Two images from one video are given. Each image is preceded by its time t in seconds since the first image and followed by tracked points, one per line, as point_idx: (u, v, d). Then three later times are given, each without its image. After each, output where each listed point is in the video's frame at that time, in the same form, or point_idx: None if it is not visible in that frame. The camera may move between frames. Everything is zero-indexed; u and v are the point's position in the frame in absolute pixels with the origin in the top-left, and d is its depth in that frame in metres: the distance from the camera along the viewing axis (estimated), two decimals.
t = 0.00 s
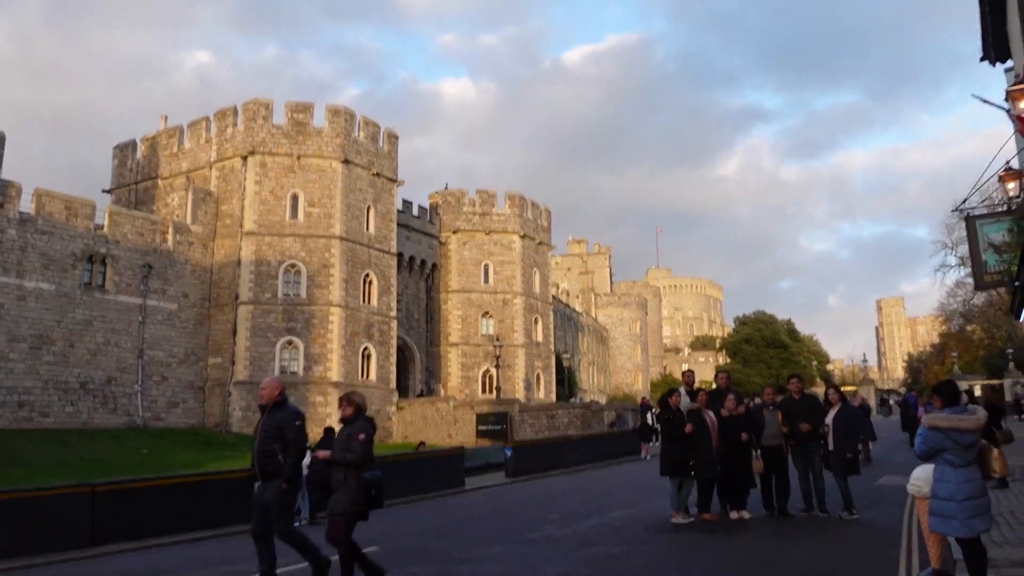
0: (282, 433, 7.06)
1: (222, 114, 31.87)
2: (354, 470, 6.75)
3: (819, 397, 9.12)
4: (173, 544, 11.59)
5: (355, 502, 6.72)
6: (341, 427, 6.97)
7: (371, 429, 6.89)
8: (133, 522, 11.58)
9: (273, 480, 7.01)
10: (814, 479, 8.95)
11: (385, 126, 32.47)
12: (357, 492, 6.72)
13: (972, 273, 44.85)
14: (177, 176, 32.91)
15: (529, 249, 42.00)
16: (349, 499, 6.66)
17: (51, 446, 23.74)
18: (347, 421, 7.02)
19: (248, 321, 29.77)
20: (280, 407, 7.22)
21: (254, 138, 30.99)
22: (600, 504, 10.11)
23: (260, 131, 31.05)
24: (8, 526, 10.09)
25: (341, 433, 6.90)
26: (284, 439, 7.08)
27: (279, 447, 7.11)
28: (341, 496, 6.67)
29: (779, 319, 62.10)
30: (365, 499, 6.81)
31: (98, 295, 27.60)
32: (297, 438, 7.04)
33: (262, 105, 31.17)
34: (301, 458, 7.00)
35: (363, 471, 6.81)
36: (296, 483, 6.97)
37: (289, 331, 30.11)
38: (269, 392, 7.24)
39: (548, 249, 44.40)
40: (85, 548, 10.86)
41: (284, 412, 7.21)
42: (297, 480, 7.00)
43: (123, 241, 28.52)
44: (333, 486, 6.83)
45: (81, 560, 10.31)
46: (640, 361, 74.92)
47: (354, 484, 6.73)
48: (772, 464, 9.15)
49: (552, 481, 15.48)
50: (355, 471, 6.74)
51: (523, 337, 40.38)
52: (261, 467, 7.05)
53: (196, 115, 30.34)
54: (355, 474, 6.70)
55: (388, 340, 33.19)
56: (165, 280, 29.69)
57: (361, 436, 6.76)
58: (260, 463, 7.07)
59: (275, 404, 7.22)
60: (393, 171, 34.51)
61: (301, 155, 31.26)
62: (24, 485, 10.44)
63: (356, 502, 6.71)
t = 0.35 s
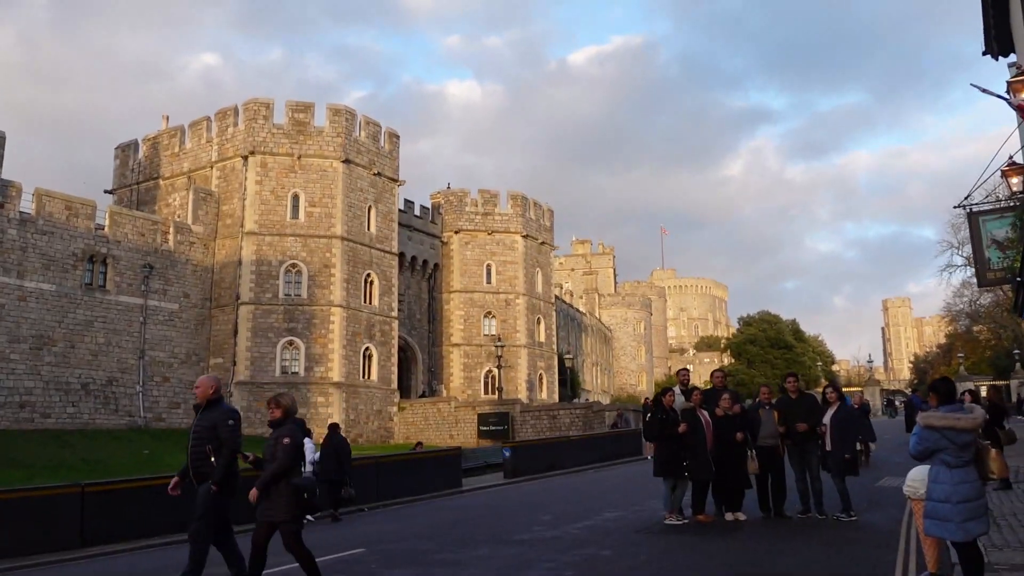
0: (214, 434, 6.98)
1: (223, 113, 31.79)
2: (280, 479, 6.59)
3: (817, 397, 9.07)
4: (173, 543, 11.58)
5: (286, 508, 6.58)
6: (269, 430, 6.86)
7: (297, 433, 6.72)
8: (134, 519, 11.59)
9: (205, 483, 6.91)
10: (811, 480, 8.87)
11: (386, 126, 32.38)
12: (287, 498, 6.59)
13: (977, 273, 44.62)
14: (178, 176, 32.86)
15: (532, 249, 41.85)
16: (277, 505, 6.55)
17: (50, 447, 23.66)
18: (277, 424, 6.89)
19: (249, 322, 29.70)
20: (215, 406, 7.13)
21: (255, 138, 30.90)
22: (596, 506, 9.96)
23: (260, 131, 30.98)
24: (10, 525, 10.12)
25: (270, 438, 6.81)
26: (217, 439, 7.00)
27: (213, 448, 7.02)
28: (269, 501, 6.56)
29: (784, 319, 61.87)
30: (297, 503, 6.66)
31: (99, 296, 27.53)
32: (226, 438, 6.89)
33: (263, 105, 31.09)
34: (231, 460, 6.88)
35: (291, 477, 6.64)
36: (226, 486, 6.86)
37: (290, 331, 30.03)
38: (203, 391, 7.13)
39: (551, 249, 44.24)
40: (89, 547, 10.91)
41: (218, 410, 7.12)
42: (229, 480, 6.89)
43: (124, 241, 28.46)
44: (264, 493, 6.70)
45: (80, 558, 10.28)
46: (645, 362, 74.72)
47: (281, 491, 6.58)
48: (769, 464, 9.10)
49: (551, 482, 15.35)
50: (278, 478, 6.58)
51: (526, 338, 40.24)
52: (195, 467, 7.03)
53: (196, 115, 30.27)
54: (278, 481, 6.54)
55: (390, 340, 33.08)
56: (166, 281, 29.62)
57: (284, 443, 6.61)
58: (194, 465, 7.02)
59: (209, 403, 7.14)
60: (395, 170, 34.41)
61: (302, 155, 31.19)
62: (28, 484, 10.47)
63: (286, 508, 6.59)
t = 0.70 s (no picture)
0: (197, 445, 6.69)
1: (284, 121, 32.37)
2: (267, 494, 6.56)
3: (881, 403, 8.85)
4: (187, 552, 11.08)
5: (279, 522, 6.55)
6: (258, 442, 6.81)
7: (283, 447, 6.66)
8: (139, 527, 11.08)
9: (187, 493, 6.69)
10: (877, 489, 8.57)
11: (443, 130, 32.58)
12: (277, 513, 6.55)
13: None
14: (242, 184, 33.55)
15: (591, 251, 41.62)
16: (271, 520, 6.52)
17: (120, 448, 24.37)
18: (265, 434, 6.84)
19: (311, 326, 30.13)
20: (203, 413, 6.86)
21: (315, 145, 31.40)
22: (652, 513, 9.73)
23: (320, 138, 31.46)
24: (6, 535, 9.83)
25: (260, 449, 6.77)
26: (199, 450, 6.71)
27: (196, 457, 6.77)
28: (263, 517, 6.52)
29: (852, 321, 60.33)
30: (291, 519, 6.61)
31: (167, 301, 28.23)
32: (208, 451, 6.62)
33: (323, 112, 31.58)
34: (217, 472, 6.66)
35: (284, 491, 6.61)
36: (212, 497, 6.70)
37: (351, 335, 30.38)
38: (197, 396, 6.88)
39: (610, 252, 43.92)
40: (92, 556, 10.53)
41: (207, 418, 6.86)
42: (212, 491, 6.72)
43: (190, 248, 29.15)
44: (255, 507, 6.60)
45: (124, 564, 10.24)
46: (708, 365, 73.60)
47: (277, 505, 6.56)
48: (830, 473, 8.99)
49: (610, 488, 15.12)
50: (270, 492, 6.56)
51: (586, 341, 39.98)
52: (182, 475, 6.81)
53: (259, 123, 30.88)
54: (266, 498, 6.51)
55: (449, 344, 33.19)
56: (231, 286, 30.22)
57: (269, 458, 6.56)
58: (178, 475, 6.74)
59: (197, 410, 6.86)
60: (452, 175, 34.57)
61: (361, 161, 31.58)
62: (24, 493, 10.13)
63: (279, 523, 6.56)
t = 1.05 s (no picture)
0: (228, 449, 7.05)
1: (386, 127, 32.98)
2: (293, 501, 6.70)
3: (998, 407, 8.56)
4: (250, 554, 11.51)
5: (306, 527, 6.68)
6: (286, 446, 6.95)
7: (308, 453, 6.76)
8: (130, 538, 11.04)
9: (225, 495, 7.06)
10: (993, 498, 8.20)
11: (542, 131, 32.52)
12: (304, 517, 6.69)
13: None
14: (346, 189, 34.37)
15: (695, 250, 40.75)
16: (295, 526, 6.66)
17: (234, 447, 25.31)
18: (293, 439, 6.96)
19: (414, 328, 30.54)
20: (235, 416, 7.28)
21: (416, 150, 31.86)
22: (755, 520, 9.28)
23: (421, 142, 31.91)
24: (76, 530, 10.61)
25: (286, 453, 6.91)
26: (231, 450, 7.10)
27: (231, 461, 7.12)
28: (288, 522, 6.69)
29: (978, 319, 57.00)
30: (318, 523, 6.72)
31: (276, 305, 29.16)
32: (234, 450, 7.01)
33: (423, 117, 32.03)
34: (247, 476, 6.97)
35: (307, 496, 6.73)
36: (246, 497, 7.04)
37: (453, 337, 30.65)
38: (230, 400, 7.32)
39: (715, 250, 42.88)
40: (83, 565, 10.56)
41: (239, 422, 7.24)
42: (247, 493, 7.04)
43: (297, 253, 30.05)
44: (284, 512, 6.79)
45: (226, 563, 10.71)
46: (822, 366, 70.89)
47: (301, 511, 6.70)
48: (941, 480, 8.65)
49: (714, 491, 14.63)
50: (293, 498, 6.70)
51: (691, 341, 39.13)
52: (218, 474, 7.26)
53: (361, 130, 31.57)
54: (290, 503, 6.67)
55: (551, 345, 33.05)
56: (336, 289, 30.94)
57: (293, 464, 6.69)
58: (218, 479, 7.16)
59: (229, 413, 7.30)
60: (552, 175, 34.46)
61: (461, 164, 31.87)
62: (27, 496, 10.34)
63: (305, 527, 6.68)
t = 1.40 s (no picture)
0: (268, 448, 7.34)
1: (481, 132, 33.22)
2: (327, 506, 6.81)
3: None
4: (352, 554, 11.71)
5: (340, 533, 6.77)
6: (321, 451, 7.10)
7: (339, 459, 6.89)
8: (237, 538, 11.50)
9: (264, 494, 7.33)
10: None
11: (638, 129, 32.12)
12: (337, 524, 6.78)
13: None
14: (444, 195, 34.79)
15: (801, 246, 39.46)
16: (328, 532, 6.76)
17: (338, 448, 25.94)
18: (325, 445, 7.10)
19: (513, 330, 30.64)
20: (274, 419, 7.55)
21: (511, 153, 31.97)
22: (858, 528, 8.83)
23: (516, 145, 32.00)
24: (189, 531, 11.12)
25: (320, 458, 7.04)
26: (271, 451, 7.38)
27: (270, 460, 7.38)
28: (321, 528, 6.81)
29: None
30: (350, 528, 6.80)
31: (377, 309, 29.74)
32: (275, 450, 7.30)
33: (518, 120, 32.12)
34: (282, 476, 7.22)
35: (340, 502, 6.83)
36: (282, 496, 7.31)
37: (551, 339, 30.59)
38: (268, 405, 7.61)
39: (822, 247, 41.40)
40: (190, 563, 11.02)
41: (279, 424, 7.50)
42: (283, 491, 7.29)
43: (397, 258, 30.59)
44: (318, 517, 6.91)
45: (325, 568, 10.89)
46: (940, 365, 67.43)
47: (333, 517, 6.80)
48: None
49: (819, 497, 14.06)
50: (326, 504, 6.80)
51: (797, 341, 37.89)
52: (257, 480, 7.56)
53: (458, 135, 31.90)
54: (324, 508, 6.78)
55: (651, 346, 32.54)
56: (435, 293, 31.32)
57: (325, 470, 6.82)
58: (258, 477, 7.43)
59: (269, 417, 7.57)
60: (649, 174, 33.97)
61: (556, 165, 31.79)
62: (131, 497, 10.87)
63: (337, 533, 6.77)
